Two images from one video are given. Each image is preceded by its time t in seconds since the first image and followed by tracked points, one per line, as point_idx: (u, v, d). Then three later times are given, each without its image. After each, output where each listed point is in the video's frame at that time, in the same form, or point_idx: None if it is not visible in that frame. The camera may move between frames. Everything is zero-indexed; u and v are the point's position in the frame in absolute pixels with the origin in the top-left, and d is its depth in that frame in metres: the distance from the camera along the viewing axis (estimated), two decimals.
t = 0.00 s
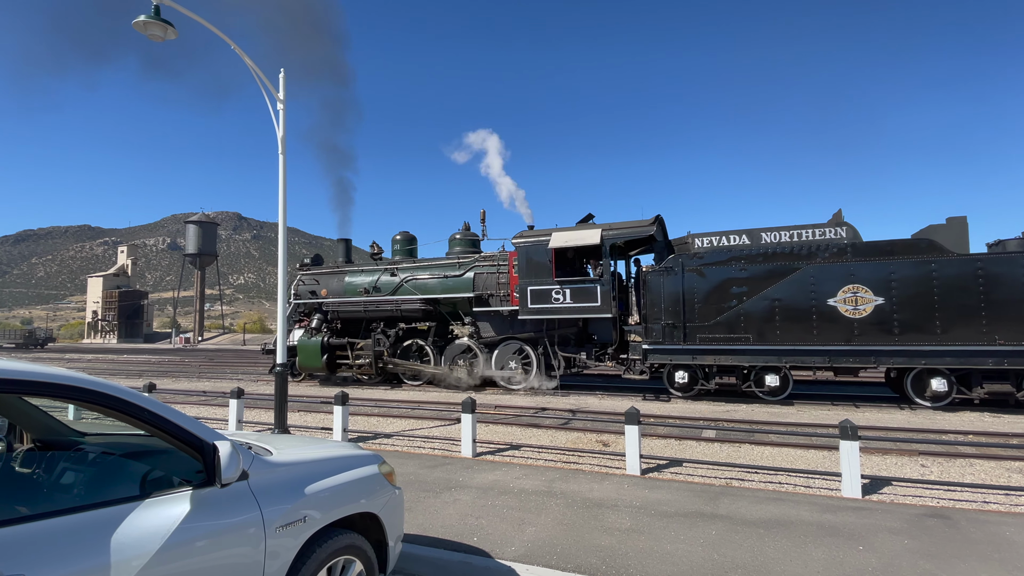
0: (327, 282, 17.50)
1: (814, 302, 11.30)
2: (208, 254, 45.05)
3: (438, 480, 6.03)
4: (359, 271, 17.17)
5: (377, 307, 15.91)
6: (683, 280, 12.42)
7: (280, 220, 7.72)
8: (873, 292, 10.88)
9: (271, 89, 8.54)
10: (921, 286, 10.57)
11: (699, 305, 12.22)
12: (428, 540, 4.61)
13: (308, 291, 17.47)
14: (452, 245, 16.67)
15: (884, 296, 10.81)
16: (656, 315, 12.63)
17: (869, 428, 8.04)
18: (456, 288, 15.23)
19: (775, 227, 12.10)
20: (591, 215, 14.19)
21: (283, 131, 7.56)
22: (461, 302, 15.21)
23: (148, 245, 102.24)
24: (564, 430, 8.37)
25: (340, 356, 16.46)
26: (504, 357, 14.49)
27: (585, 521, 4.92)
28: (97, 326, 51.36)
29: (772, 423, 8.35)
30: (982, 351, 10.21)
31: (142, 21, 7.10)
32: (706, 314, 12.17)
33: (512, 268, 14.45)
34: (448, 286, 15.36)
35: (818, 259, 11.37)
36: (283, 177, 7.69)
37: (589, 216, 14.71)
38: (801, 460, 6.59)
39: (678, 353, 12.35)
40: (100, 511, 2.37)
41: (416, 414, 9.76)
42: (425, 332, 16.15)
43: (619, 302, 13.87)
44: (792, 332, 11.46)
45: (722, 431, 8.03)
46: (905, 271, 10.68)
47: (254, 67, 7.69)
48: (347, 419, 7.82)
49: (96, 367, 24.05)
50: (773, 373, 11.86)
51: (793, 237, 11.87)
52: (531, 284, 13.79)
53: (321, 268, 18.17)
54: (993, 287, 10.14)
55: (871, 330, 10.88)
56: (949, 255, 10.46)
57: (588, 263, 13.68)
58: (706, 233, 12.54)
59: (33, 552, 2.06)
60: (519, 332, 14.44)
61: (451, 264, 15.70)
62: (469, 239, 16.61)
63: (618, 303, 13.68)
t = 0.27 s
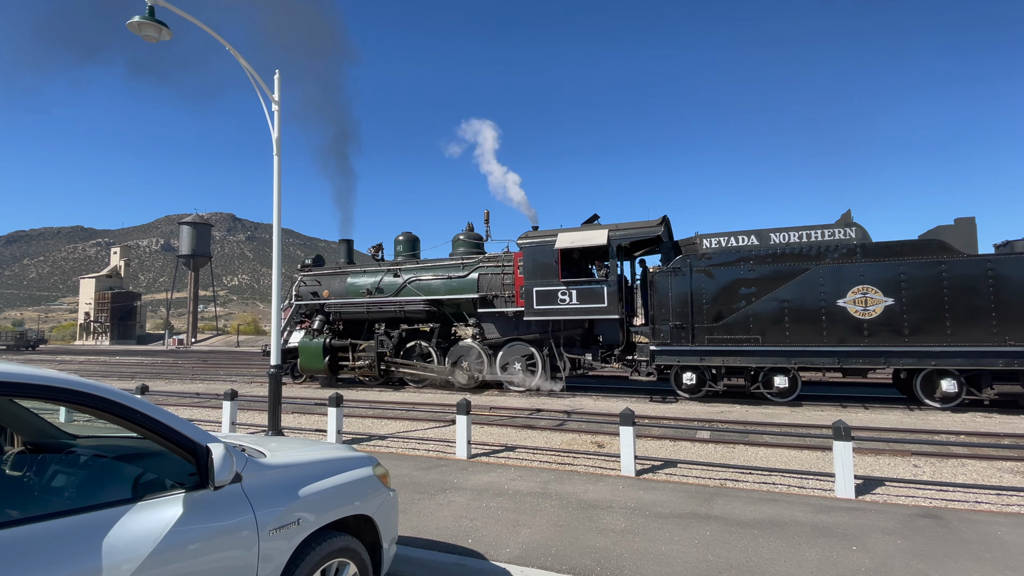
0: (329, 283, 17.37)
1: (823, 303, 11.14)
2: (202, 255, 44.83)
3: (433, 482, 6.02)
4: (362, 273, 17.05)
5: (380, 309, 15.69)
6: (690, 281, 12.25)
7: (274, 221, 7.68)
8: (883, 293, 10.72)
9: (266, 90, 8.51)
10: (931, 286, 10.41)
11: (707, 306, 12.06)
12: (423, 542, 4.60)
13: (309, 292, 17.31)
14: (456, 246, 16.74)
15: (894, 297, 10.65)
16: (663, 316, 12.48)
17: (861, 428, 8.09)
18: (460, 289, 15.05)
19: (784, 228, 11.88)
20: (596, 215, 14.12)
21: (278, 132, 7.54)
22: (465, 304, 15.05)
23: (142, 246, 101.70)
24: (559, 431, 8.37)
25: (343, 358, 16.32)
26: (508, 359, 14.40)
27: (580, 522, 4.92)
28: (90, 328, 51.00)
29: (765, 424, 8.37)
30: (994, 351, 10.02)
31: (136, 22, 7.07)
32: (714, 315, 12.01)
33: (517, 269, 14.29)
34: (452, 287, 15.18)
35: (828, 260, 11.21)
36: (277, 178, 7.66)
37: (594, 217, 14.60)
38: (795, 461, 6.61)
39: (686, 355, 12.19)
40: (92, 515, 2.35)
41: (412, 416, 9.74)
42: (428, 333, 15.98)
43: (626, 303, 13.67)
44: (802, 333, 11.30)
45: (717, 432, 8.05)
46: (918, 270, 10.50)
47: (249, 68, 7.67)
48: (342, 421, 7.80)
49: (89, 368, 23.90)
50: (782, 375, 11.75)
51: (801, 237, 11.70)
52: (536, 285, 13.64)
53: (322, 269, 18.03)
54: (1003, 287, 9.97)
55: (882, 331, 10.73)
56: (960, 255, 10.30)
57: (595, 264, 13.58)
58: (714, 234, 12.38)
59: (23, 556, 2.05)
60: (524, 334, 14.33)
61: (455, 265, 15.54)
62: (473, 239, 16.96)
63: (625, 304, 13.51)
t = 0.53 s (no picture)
0: (330, 284, 17.18)
1: (832, 303, 11.06)
2: (194, 256, 44.54)
3: (427, 484, 6.00)
4: (364, 273, 16.83)
5: (383, 310, 15.51)
6: (698, 281, 12.11)
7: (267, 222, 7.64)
8: (893, 293, 10.66)
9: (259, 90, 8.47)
10: (938, 287, 10.40)
11: (715, 307, 11.91)
12: (418, 544, 4.59)
13: (311, 293, 17.10)
14: (459, 247, 16.64)
15: (903, 297, 10.61)
16: (671, 317, 12.32)
17: (852, 429, 8.14)
18: (464, 290, 14.87)
19: (792, 229, 11.78)
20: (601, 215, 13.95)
21: (271, 132, 7.51)
22: (469, 305, 14.87)
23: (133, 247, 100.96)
24: (553, 432, 8.38)
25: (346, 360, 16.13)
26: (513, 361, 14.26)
27: (574, 524, 4.92)
28: (81, 330, 50.55)
29: (758, 425, 8.41)
30: (1002, 352, 10.02)
31: (128, 21, 7.02)
32: (722, 317, 11.87)
33: (522, 270, 14.09)
34: (455, 288, 15.00)
35: (837, 261, 11.10)
36: (270, 179, 7.63)
37: (598, 218, 14.47)
38: (788, 462, 6.65)
39: (694, 356, 12.04)
40: (83, 517, 2.33)
41: (406, 418, 9.71)
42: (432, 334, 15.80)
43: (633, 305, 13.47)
44: (811, 334, 11.20)
45: (710, 433, 8.08)
46: (926, 270, 10.48)
47: (241, 68, 7.63)
48: (336, 423, 7.77)
49: (79, 371, 23.69)
50: (791, 376, 11.70)
51: (811, 237, 11.60)
52: (542, 286, 13.43)
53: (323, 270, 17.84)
54: (1011, 290, 9.98)
55: (892, 332, 10.67)
56: (968, 256, 10.28)
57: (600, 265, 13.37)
58: (722, 234, 12.21)
59: (14, 559, 2.03)
60: (529, 335, 14.18)
61: (458, 265, 15.35)
62: (476, 241, 16.64)
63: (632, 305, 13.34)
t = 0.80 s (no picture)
0: (331, 285, 16.97)
1: (840, 303, 11.04)
2: (187, 257, 44.29)
3: (421, 486, 6.00)
4: (365, 274, 16.60)
5: (385, 311, 15.36)
6: (704, 282, 12.10)
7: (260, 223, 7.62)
8: (901, 293, 10.65)
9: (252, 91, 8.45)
10: (946, 288, 10.37)
11: (722, 308, 11.93)
12: (411, 546, 4.59)
13: (311, 294, 16.89)
14: (462, 247, 16.39)
15: (911, 298, 10.58)
16: (677, 317, 12.34)
17: (843, 429, 8.20)
18: (467, 291, 14.72)
19: (799, 229, 11.81)
20: (605, 215, 13.77)
21: (264, 133, 7.49)
22: (472, 305, 14.71)
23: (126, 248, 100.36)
24: (547, 433, 8.40)
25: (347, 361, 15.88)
26: (516, 362, 14.09)
27: (568, 525, 4.94)
28: (73, 331, 50.19)
29: (750, 426, 8.46)
30: (1010, 353, 9.98)
31: (120, 21, 7.00)
32: (729, 317, 11.88)
33: (526, 271, 13.96)
34: (458, 289, 14.85)
35: (844, 261, 11.10)
36: (263, 179, 7.62)
37: (602, 219, 14.33)
38: (780, 462, 6.69)
39: (700, 357, 12.01)
40: (75, 520, 2.33)
41: (400, 419, 9.71)
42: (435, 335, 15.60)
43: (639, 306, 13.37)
44: (819, 335, 11.20)
45: (703, 434, 8.11)
46: (935, 271, 10.43)
47: (234, 68, 7.60)
48: (329, 425, 7.75)
49: (71, 373, 23.51)
50: (798, 377, 11.65)
51: (818, 238, 11.62)
52: (547, 287, 13.29)
53: (324, 270, 17.66)
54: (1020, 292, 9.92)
55: (899, 332, 10.66)
56: (976, 258, 10.25)
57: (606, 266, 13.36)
58: (729, 235, 12.22)
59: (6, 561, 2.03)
60: (534, 336, 14.00)
61: (461, 266, 15.18)
62: (479, 241, 16.47)
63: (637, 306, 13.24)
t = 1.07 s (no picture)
0: (330, 285, 16.80)
1: (847, 303, 11.03)
2: (175, 257, 43.82)
3: (412, 488, 5.97)
4: (365, 275, 16.40)
5: (387, 312, 15.24)
6: (711, 282, 11.98)
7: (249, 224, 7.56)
8: (907, 294, 10.67)
9: (242, 91, 8.37)
10: (953, 289, 10.41)
11: (728, 308, 11.81)
12: (403, 548, 4.56)
13: (310, 295, 16.72)
14: (464, 247, 16.31)
15: (917, 298, 10.62)
16: (683, 318, 12.18)
17: (833, 429, 8.26)
18: (470, 292, 14.64)
19: (805, 230, 11.70)
20: (607, 215, 13.62)
21: (254, 133, 7.43)
22: (474, 306, 14.64)
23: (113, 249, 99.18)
24: (539, 434, 8.41)
25: (347, 363, 15.65)
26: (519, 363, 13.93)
27: (560, 526, 4.93)
28: (58, 333, 49.50)
29: (740, 426, 8.51)
30: (1015, 353, 10.08)
31: (107, 19, 6.91)
32: (735, 318, 11.76)
33: (530, 272, 13.88)
34: (460, 290, 14.76)
35: (850, 262, 11.10)
36: (253, 180, 7.55)
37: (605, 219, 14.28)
38: (770, 462, 6.73)
39: (706, 358, 11.89)
40: (60, 524, 2.29)
41: (391, 421, 9.66)
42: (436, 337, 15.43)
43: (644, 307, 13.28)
44: (826, 336, 11.15)
45: (694, 434, 8.15)
46: (940, 270, 10.49)
47: (224, 68, 7.54)
48: (319, 426, 7.70)
49: (55, 375, 23.13)
50: (804, 378, 11.65)
51: (823, 238, 11.52)
52: (551, 288, 13.24)
53: (322, 271, 17.49)
54: None
55: (906, 332, 10.68)
56: (982, 259, 10.31)
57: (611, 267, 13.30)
58: (734, 235, 12.12)
59: None
60: (537, 337, 13.86)
61: (463, 266, 15.10)
62: (481, 242, 16.42)
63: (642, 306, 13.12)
